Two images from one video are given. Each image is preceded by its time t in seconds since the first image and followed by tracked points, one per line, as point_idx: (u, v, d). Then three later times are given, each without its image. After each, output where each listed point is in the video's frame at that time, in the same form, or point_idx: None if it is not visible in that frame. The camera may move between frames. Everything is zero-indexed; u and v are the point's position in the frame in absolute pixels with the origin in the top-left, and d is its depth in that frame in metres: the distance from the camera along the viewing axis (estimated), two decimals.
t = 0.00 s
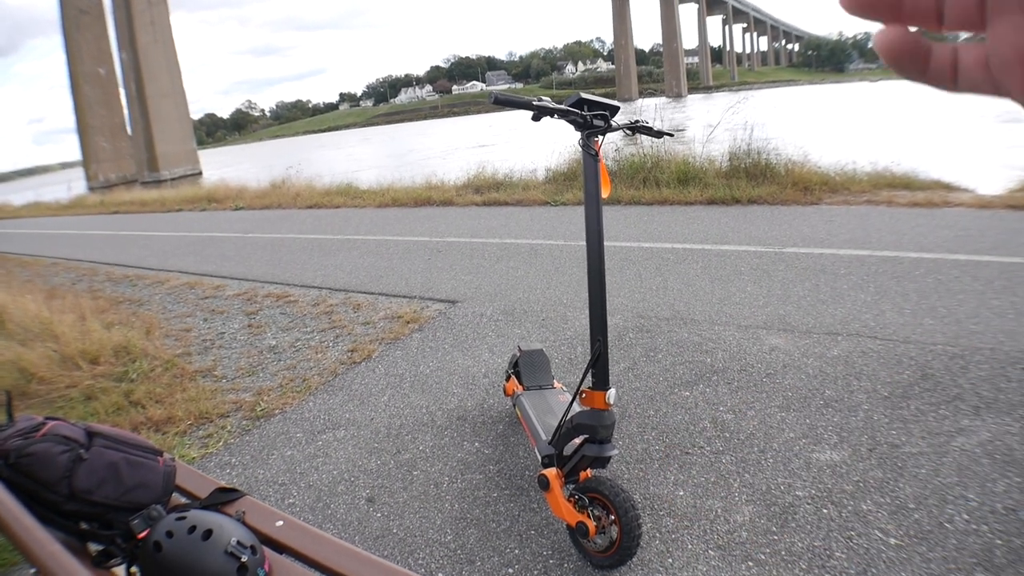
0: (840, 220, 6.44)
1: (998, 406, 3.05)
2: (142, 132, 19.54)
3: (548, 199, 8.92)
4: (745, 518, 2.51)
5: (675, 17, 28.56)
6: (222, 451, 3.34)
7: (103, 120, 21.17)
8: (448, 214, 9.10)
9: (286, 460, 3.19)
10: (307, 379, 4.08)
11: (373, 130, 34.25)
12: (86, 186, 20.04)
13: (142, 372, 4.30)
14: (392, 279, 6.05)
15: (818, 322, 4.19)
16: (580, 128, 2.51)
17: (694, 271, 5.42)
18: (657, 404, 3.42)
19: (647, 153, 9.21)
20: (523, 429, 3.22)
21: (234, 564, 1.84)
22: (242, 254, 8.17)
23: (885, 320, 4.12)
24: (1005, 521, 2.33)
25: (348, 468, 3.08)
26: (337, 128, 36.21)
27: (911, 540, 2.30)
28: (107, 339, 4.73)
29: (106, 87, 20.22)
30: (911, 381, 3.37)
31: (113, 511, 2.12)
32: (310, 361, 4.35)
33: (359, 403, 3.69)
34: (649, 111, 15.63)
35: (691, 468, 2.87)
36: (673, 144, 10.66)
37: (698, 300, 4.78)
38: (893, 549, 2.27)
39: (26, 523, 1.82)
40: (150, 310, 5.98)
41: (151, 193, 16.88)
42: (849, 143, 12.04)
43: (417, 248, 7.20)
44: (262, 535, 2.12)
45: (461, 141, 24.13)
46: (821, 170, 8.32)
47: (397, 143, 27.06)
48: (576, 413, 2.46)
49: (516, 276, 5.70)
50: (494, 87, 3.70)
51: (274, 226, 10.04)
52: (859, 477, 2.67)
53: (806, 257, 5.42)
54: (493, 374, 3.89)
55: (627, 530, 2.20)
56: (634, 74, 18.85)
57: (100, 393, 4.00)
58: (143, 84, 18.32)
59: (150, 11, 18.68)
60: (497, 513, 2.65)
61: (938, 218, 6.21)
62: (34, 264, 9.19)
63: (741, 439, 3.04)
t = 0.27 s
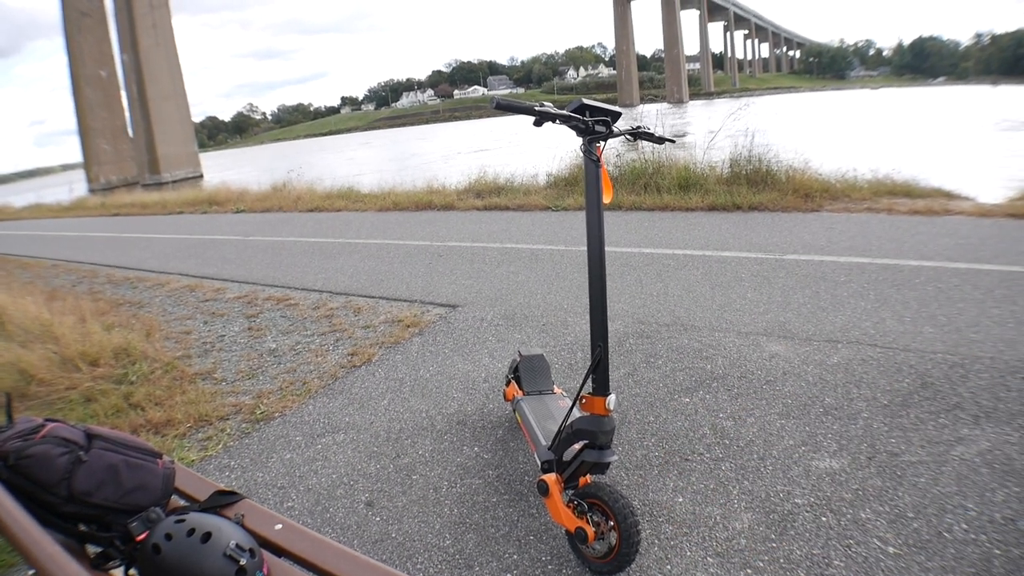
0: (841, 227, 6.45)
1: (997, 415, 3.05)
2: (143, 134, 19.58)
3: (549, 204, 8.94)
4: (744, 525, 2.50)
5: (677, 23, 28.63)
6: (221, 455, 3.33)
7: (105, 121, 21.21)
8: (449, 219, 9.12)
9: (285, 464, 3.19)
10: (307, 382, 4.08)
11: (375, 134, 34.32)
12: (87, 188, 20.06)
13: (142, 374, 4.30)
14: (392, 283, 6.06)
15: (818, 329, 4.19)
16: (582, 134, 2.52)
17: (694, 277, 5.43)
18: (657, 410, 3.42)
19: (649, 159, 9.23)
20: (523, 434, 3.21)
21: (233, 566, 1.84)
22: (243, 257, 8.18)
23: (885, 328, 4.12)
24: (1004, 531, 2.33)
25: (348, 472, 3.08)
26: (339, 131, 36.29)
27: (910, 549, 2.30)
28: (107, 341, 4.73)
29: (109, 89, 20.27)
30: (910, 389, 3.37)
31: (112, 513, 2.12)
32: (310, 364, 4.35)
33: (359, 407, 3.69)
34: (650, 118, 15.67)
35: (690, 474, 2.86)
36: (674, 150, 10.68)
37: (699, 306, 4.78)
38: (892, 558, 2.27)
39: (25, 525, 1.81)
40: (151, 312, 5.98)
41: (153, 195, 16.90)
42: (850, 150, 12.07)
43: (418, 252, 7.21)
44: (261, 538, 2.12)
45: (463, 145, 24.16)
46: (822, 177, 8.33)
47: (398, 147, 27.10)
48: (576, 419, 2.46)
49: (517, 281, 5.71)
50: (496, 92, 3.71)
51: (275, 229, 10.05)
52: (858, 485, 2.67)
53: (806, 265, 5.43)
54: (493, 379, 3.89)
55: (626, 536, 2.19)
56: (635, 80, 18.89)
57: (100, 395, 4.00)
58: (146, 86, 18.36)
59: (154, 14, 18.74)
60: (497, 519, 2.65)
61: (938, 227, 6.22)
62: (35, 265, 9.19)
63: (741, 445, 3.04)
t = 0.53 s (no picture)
0: (852, 228, 6.40)
1: (1010, 417, 3.02)
2: (155, 136, 19.72)
3: (559, 205, 8.92)
4: (755, 527, 2.48)
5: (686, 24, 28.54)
6: (231, 455, 3.35)
7: (116, 124, 21.38)
8: (458, 220, 9.12)
9: (295, 464, 3.20)
10: (316, 382, 4.08)
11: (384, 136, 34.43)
12: (99, 190, 20.23)
13: (153, 374, 4.32)
14: (402, 284, 6.06)
15: (830, 330, 4.16)
16: (592, 135, 2.51)
17: (704, 278, 5.41)
18: (668, 411, 3.40)
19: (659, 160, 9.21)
20: (533, 435, 3.21)
21: (244, 566, 1.84)
22: (253, 258, 8.22)
23: (897, 329, 4.09)
24: (1017, 534, 2.30)
25: (357, 472, 3.08)
26: (348, 133, 36.41)
27: (922, 552, 2.27)
28: (119, 342, 4.76)
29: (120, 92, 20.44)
30: (923, 391, 3.34)
31: (124, 513, 2.13)
32: (320, 365, 4.36)
33: (369, 407, 3.69)
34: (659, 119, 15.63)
35: (701, 476, 2.85)
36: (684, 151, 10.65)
37: (709, 307, 4.76)
38: (903, 561, 2.24)
39: (38, 524, 1.83)
40: (162, 313, 6.02)
41: (164, 196, 17.01)
42: (861, 151, 11.99)
43: (428, 253, 7.22)
44: (272, 538, 2.12)
45: (472, 147, 24.17)
46: (833, 178, 8.28)
47: (407, 149, 27.16)
48: (586, 420, 2.45)
49: (527, 282, 5.70)
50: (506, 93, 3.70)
51: (285, 230, 10.09)
52: (870, 487, 2.64)
53: (817, 266, 5.39)
54: (503, 380, 3.88)
55: (636, 537, 2.18)
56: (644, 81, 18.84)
57: (112, 396, 4.02)
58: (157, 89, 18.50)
59: (165, 17, 18.88)
60: (507, 519, 2.64)
61: (950, 228, 6.17)
62: (47, 267, 9.27)
63: (752, 447, 3.02)
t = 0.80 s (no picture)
0: (863, 226, 6.36)
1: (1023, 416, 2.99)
2: (165, 138, 19.84)
3: (567, 204, 8.91)
4: (766, 526, 2.47)
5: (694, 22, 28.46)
6: (242, 454, 3.36)
7: (127, 125, 21.53)
8: (467, 219, 9.13)
9: (306, 463, 3.21)
10: (326, 382, 4.09)
11: (393, 136, 34.51)
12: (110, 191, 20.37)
13: (165, 374, 4.35)
14: (411, 284, 6.08)
15: (840, 329, 4.13)
16: (601, 134, 2.50)
17: (714, 277, 5.38)
18: (677, 410, 3.39)
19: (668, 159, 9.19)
20: (542, 434, 3.20)
21: (255, 565, 1.85)
22: (263, 258, 8.26)
23: (909, 328, 4.06)
24: None
25: (367, 471, 3.09)
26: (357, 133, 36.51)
27: (934, 551, 2.25)
28: (130, 342, 4.78)
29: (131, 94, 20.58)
30: (934, 389, 3.31)
31: (135, 512, 2.14)
32: (329, 364, 4.37)
33: (378, 406, 3.70)
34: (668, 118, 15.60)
35: (711, 475, 2.83)
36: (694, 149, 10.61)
37: (719, 306, 4.74)
38: (915, 559, 2.22)
39: (51, 523, 1.84)
40: (173, 313, 6.05)
41: (174, 197, 17.12)
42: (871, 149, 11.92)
43: (437, 253, 7.23)
44: (283, 537, 2.13)
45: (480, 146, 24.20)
46: (842, 176, 8.23)
47: (415, 149, 27.21)
48: (596, 419, 2.44)
49: (536, 281, 5.70)
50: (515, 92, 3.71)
51: (295, 230, 10.14)
52: (882, 486, 2.62)
53: (828, 264, 5.36)
54: (512, 379, 3.88)
55: (646, 536, 2.18)
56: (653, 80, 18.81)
57: (123, 395, 4.05)
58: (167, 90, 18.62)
59: (174, 18, 19.02)
60: (517, 518, 2.63)
61: (962, 226, 6.12)
62: (59, 267, 9.34)
63: (762, 446, 3.00)
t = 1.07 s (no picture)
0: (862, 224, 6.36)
1: (1021, 413, 2.99)
2: (164, 135, 19.81)
3: (567, 201, 8.89)
4: (764, 522, 2.47)
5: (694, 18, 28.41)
6: (240, 450, 3.36)
7: (126, 122, 21.49)
8: (466, 216, 9.12)
9: (304, 459, 3.21)
10: (325, 379, 4.09)
11: (392, 133, 34.48)
12: (109, 187, 20.34)
13: (163, 371, 4.35)
14: (410, 280, 6.07)
15: (839, 326, 4.13)
16: (600, 130, 2.50)
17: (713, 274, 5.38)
18: (676, 407, 3.39)
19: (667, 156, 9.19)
20: (540, 431, 3.20)
21: (253, 561, 1.85)
22: (261, 255, 8.25)
23: (907, 325, 4.06)
24: None
25: (366, 467, 3.09)
26: (356, 130, 36.46)
27: (931, 547, 2.25)
28: (128, 339, 4.78)
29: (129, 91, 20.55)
30: (932, 386, 3.31)
31: (133, 507, 2.14)
32: (328, 361, 4.37)
33: (377, 403, 3.70)
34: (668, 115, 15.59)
35: (709, 471, 2.84)
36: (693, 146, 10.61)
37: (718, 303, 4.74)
38: (913, 556, 2.23)
39: (48, 517, 1.85)
40: (171, 310, 6.04)
41: (173, 194, 17.10)
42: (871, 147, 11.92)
43: (436, 249, 7.23)
44: (281, 532, 2.13)
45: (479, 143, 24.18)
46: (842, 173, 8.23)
47: (415, 146, 27.17)
48: (594, 414, 2.44)
49: (535, 277, 5.69)
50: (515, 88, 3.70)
51: (294, 227, 10.13)
52: (880, 482, 2.63)
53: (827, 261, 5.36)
54: (511, 375, 3.88)
55: (644, 532, 2.18)
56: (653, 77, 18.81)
57: (122, 392, 4.05)
58: (166, 87, 18.59)
59: (172, 15, 18.98)
60: (515, 514, 2.64)
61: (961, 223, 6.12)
62: (58, 264, 9.33)
63: (761, 442, 3.00)
